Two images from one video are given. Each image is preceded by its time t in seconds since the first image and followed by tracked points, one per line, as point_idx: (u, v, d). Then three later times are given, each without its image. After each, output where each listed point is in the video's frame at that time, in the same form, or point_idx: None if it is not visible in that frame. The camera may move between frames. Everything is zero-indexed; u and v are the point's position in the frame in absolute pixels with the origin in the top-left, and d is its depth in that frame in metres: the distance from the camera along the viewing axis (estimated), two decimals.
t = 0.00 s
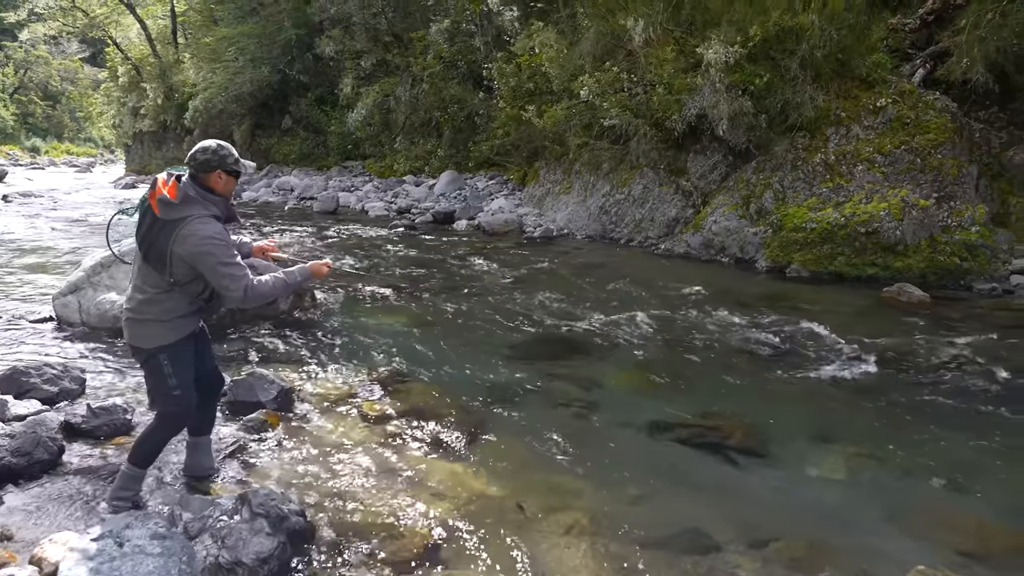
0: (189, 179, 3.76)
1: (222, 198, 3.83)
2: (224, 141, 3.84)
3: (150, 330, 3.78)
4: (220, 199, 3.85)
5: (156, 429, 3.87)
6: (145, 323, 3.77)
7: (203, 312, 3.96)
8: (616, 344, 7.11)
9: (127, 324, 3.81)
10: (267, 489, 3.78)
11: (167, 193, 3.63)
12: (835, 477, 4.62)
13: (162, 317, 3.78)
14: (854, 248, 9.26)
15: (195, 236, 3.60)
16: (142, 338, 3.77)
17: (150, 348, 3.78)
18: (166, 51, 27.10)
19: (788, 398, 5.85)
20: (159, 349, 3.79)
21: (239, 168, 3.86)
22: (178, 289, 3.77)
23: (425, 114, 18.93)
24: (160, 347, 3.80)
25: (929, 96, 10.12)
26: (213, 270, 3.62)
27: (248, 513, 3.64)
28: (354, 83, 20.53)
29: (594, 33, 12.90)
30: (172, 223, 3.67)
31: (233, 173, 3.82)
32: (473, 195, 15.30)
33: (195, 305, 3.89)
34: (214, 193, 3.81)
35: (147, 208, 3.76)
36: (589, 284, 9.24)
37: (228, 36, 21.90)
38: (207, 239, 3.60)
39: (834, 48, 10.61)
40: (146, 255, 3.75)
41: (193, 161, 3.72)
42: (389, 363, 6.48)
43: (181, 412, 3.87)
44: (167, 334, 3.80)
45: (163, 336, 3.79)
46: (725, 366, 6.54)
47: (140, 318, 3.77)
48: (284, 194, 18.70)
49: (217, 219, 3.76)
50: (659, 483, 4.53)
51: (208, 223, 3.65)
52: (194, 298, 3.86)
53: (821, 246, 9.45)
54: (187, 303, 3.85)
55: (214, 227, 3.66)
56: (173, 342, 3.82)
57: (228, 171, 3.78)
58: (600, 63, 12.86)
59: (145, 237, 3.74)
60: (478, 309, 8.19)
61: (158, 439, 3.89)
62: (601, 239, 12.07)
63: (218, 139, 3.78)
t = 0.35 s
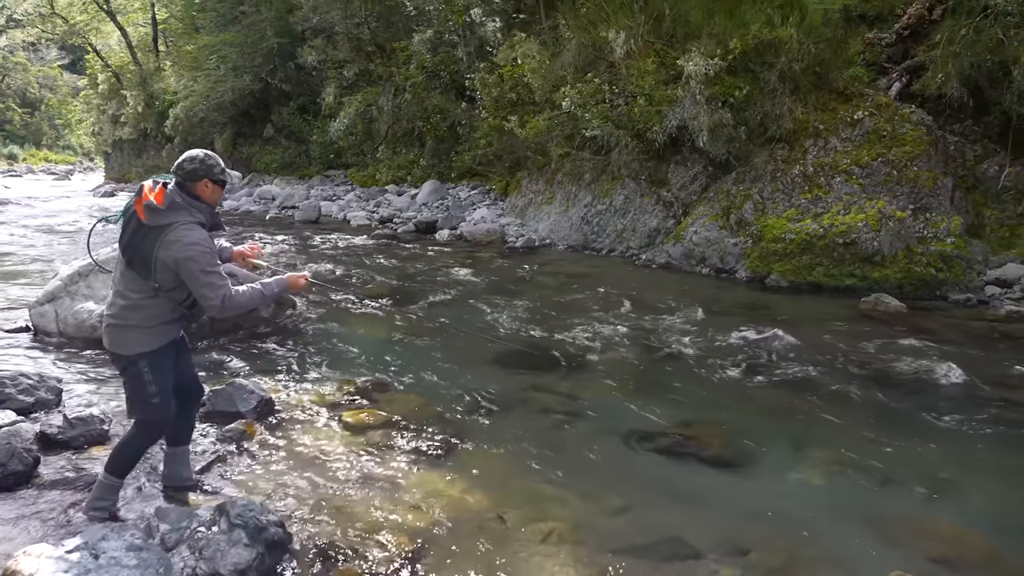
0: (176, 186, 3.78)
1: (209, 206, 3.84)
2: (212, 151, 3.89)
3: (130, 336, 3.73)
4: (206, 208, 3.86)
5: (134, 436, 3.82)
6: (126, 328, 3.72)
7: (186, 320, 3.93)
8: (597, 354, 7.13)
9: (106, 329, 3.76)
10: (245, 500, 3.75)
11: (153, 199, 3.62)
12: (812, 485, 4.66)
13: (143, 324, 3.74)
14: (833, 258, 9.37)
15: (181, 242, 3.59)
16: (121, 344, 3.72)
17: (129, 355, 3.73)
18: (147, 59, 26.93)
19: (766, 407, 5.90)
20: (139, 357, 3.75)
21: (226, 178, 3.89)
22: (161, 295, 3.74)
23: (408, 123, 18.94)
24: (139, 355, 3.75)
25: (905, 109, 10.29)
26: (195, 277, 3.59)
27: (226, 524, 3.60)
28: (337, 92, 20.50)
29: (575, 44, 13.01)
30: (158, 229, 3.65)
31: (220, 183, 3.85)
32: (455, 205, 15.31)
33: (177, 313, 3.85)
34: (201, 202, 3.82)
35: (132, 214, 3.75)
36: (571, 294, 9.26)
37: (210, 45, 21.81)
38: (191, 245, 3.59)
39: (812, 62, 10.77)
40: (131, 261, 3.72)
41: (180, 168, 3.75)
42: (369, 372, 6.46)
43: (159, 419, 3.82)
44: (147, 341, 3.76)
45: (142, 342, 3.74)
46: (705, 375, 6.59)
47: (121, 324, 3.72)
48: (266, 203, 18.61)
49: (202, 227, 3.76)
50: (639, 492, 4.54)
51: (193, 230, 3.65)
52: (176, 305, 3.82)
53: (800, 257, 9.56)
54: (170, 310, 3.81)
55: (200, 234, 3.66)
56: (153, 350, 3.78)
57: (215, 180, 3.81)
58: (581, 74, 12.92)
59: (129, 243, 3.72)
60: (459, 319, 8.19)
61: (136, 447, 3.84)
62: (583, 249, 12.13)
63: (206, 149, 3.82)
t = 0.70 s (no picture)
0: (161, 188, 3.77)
1: (195, 207, 3.85)
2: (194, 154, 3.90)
3: (118, 342, 3.70)
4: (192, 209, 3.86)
5: (120, 444, 3.81)
6: (114, 334, 3.69)
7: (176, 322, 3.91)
8: (587, 360, 7.14)
9: (93, 336, 3.73)
10: (232, 508, 3.73)
11: (141, 200, 3.60)
12: (801, 491, 4.67)
13: (132, 328, 3.72)
14: (820, 264, 9.42)
15: (174, 240, 3.58)
16: (109, 351, 3.69)
17: (116, 362, 3.71)
18: (136, 64, 26.84)
19: (755, 413, 5.91)
20: (127, 364, 3.72)
21: (210, 181, 3.91)
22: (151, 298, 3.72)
23: (398, 129, 18.94)
24: (127, 362, 3.72)
25: (891, 116, 10.38)
26: (188, 274, 3.58)
27: (213, 532, 3.59)
28: (326, 98, 20.48)
29: (565, 51, 13.07)
30: (147, 230, 3.63)
31: (205, 184, 3.86)
32: (445, 211, 15.32)
33: (166, 316, 3.83)
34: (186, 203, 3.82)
35: (118, 219, 3.73)
36: (560, 300, 9.27)
37: (199, 50, 21.75)
38: (183, 242, 3.58)
39: (800, 69, 10.84)
40: (119, 265, 3.70)
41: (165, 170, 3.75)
42: (357, 378, 6.44)
43: (145, 428, 3.79)
44: (136, 346, 3.73)
45: (130, 348, 3.72)
46: (693, 381, 6.60)
47: (109, 330, 3.70)
48: (255, 208, 18.54)
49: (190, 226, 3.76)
50: (628, 498, 4.53)
51: (183, 229, 3.64)
52: (165, 308, 3.81)
53: (788, 263, 9.60)
54: (160, 312, 3.79)
55: (190, 232, 3.65)
56: (142, 356, 3.75)
57: (200, 181, 3.83)
58: (571, 81, 12.99)
59: (117, 246, 3.69)
60: (448, 325, 8.18)
61: (122, 455, 3.82)
62: (572, 255, 12.17)
63: (190, 152, 3.84)
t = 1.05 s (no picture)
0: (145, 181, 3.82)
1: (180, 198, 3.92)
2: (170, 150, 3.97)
3: (121, 336, 3.69)
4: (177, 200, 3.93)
5: (112, 450, 3.76)
6: (116, 328, 3.68)
7: (175, 319, 3.91)
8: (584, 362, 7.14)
9: (91, 336, 3.69)
10: (229, 511, 3.70)
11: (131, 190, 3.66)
12: (799, 491, 4.67)
13: (135, 319, 3.71)
14: (817, 265, 9.44)
15: (173, 218, 3.67)
16: (108, 349, 3.67)
17: (113, 364, 3.68)
18: (131, 67, 26.79)
19: (753, 414, 5.92)
20: (123, 367, 3.70)
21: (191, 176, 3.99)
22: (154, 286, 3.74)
23: (394, 132, 18.94)
24: (124, 363, 3.70)
25: (886, 117, 10.42)
26: (193, 247, 3.67)
27: (209, 536, 3.57)
28: (323, 101, 20.46)
29: (561, 54, 13.09)
30: (143, 217, 3.69)
31: (186, 176, 3.94)
32: (442, 213, 15.33)
33: (169, 308, 3.84)
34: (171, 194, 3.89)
35: (106, 216, 3.76)
36: (557, 301, 9.28)
37: (194, 53, 21.72)
38: (181, 220, 3.67)
39: (795, 71, 10.87)
40: (119, 257, 3.71)
41: (148, 164, 3.80)
42: (354, 381, 6.43)
43: (139, 434, 3.77)
44: (137, 342, 3.72)
45: (128, 347, 3.70)
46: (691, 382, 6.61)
47: (110, 326, 3.68)
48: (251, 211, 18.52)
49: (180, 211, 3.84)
50: (627, 500, 4.53)
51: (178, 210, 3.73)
52: (168, 298, 3.82)
53: (785, 264, 9.62)
54: (163, 302, 3.80)
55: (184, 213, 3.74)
56: (140, 357, 3.74)
57: (182, 174, 3.90)
58: (567, 83, 13.00)
59: (114, 238, 3.71)
60: (445, 327, 8.18)
61: (116, 460, 3.78)
62: (569, 257, 12.22)
63: (167, 147, 3.90)
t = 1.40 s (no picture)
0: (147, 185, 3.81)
1: (182, 202, 3.92)
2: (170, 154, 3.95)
3: (127, 339, 3.68)
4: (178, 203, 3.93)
5: (117, 454, 3.74)
6: (122, 332, 3.68)
7: (179, 321, 3.92)
8: (586, 363, 7.13)
9: (97, 340, 3.69)
10: (232, 515, 3.70)
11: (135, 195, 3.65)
12: (803, 492, 4.66)
13: (141, 323, 3.71)
14: (819, 265, 9.43)
15: (180, 222, 3.68)
16: (114, 352, 3.66)
17: (118, 367, 3.67)
18: (132, 72, 26.82)
19: (757, 414, 5.91)
20: (127, 370, 3.69)
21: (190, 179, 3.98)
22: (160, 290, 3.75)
23: (395, 135, 18.94)
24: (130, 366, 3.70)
25: (887, 117, 10.42)
26: (200, 253, 3.69)
27: (213, 540, 3.57)
28: (323, 104, 20.48)
29: (561, 56, 13.06)
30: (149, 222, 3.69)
31: (187, 179, 3.94)
32: (443, 216, 15.35)
33: (173, 312, 3.85)
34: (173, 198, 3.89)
35: (109, 220, 3.74)
36: (559, 303, 9.28)
37: (194, 57, 21.73)
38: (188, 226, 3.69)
39: (795, 71, 10.87)
40: (124, 261, 3.70)
41: (149, 167, 3.78)
42: (358, 384, 6.43)
43: (144, 437, 3.75)
44: (143, 345, 3.72)
45: (133, 351, 3.70)
46: (694, 383, 6.60)
47: (116, 329, 3.68)
48: (252, 215, 18.54)
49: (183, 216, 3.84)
50: (631, 502, 4.52)
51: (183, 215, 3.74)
52: (173, 301, 3.83)
53: (786, 264, 9.61)
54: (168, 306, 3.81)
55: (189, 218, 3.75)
56: (146, 359, 3.73)
57: (183, 177, 3.90)
58: (568, 85, 12.99)
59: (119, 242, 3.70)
60: (448, 330, 8.18)
61: (120, 464, 3.76)
62: (571, 259, 12.23)
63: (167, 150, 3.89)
